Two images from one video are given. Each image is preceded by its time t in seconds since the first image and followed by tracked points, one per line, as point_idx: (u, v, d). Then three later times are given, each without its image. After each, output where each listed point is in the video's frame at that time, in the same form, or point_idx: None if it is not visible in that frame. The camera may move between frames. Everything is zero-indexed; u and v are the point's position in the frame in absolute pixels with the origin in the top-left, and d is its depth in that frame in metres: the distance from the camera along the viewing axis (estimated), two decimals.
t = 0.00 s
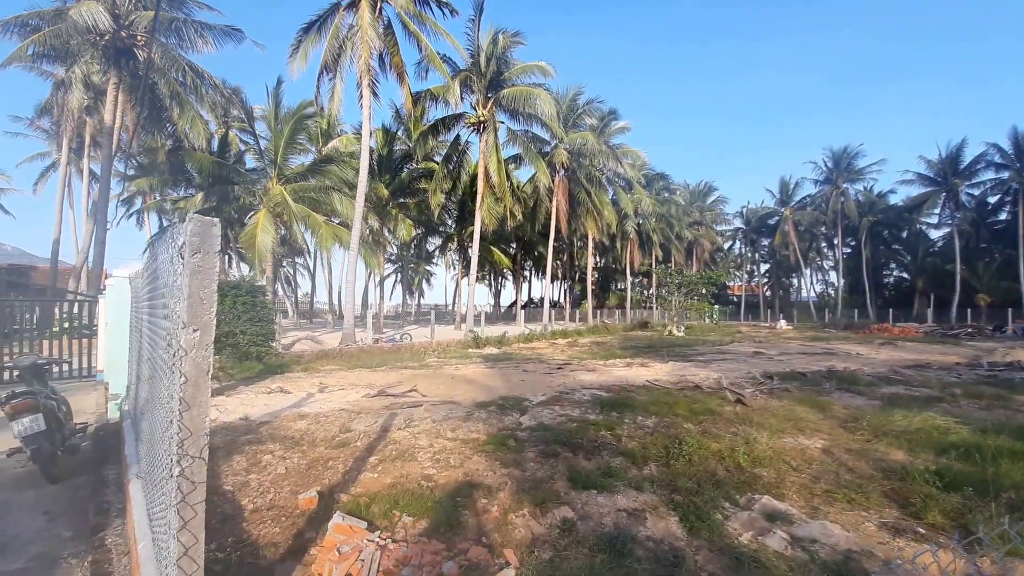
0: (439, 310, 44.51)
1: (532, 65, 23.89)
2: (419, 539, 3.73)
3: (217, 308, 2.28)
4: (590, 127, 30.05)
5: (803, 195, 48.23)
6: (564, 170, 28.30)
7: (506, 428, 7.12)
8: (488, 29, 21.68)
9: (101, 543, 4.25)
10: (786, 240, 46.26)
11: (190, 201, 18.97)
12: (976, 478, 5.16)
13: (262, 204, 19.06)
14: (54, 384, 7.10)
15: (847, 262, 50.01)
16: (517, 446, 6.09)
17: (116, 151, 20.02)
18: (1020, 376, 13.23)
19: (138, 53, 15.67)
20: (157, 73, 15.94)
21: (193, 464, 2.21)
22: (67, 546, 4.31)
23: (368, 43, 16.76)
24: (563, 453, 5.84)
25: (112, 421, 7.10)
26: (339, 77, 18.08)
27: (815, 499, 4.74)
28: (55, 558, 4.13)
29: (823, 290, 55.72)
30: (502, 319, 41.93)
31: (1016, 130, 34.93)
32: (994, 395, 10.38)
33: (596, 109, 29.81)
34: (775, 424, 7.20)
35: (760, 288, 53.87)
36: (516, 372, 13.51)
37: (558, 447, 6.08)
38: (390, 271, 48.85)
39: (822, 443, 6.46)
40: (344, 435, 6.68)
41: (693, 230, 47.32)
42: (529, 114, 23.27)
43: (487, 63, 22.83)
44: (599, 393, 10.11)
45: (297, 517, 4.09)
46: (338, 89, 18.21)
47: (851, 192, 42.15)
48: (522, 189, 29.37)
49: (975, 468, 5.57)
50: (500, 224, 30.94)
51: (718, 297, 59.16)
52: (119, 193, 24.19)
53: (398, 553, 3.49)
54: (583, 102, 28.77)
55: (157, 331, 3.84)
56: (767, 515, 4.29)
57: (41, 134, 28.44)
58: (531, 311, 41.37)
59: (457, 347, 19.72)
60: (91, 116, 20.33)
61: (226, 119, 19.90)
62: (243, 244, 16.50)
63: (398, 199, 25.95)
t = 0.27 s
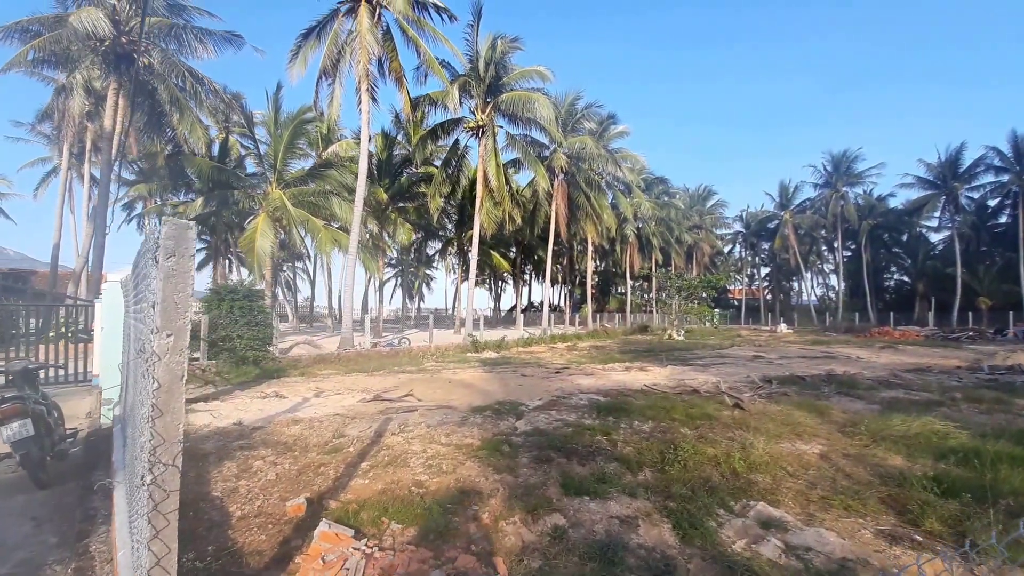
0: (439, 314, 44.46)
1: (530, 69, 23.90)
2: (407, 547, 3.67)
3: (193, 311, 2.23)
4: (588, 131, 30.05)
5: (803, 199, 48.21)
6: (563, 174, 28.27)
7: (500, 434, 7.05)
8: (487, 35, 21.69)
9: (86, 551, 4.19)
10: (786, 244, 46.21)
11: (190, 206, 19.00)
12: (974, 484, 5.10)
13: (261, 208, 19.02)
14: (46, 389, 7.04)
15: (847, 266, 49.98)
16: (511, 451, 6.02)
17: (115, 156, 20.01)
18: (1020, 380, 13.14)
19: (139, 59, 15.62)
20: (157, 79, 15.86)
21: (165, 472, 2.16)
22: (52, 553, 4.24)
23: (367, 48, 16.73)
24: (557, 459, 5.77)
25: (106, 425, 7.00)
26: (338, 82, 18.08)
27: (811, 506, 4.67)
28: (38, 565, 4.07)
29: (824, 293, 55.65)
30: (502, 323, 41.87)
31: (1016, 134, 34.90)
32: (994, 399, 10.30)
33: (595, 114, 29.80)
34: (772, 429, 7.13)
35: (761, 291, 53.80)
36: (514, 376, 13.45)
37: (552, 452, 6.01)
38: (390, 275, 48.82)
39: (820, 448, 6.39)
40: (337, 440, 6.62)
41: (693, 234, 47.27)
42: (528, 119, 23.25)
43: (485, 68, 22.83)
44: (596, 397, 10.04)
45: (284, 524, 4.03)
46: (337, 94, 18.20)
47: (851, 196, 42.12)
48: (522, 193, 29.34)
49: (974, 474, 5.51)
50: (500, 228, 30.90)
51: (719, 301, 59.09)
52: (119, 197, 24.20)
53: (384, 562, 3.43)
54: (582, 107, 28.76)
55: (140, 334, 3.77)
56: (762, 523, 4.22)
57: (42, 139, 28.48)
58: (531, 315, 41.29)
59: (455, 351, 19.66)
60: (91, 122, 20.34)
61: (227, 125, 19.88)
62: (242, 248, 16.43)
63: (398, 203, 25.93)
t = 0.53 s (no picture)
0: (439, 319, 44.37)
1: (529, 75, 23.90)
2: (391, 554, 3.61)
3: (163, 313, 2.23)
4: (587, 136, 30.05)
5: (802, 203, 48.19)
6: (563, 179, 28.25)
7: (494, 438, 6.99)
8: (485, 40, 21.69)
9: (69, 556, 4.15)
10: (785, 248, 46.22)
11: (190, 210, 19.04)
12: (970, 489, 5.04)
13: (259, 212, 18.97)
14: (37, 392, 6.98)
15: (847, 270, 49.93)
16: (503, 456, 5.95)
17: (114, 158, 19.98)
18: (1020, 384, 13.06)
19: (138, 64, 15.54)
20: (157, 84, 15.80)
21: (133, 476, 2.17)
22: (34, 556, 4.18)
23: (365, 54, 16.70)
24: (550, 464, 5.70)
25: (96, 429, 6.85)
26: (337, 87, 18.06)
27: (804, 511, 4.62)
28: (19, 570, 4.01)
29: (824, 298, 55.56)
30: (501, 328, 41.76)
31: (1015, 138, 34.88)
32: (993, 403, 10.23)
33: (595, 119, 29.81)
34: (767, 433, 7.08)
35: (761, 296, 53.71)
36: (511, 381, 13.38)
37: (545, 457, 5.94)
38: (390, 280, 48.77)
39: (815, 452, 6.35)
40: (329, 445, 6.55)
41: (692, 239, 47.22)
42: (527, 124, 23.23)
43: (484, 73, 22.84)
44: (593, 402, 9.98)
45: (269, 530, 3.97)
46: (336, 98, 18.19)
47: (850, 200, 42.10)
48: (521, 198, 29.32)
49: (969, 479, 5.45)
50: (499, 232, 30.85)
51: (719, 305, 59.00)
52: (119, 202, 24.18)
53: (365, 568, 3.38)
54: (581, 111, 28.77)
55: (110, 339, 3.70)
56: (753, 529, 4.17)
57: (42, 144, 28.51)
58: (530, 319, 41.21)
59: (453, 355, 19.59)
60: (91, 126, 20.34)
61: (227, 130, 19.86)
62: (241, 252, 16.32)
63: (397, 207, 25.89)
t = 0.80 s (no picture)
0: (431, 322, 44.18)
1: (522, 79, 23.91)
2: (370, 563, 3.58)
3: (125, 318, 2.25)
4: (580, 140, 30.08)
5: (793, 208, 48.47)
6: (555, 182, 28.22)
7: (482, 443, 6.92)
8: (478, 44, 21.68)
9: (42, 565, 4.06)
10: (776, 252, 46.46)
11: (179, 212, 18.90)
12: (952, 492, 5.06)
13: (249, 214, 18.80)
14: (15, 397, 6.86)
15: (836, 274, 50.24)
16: (490, 461, 5.89)
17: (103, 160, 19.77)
18: (1005, 386, 13.13)
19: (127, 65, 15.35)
20: (146, 86, 15.47)
21: (94, 485, 2.19)
22: (6, 565, 4.10)
23: (357, 57, 16.59)
24: (536, 468, 5.64)
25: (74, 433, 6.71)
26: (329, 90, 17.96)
27: (788, 515, 4.66)
28: None
29: (815, 301, 55.84)
30: (495, 331, 41.65)
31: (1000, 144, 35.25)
32: (979, 405, 10.27)
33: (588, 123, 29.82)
34: (753, 436, 7.08)
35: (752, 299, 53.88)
36: (501, 384, 13.30)
37: (532, 461, 5.88)
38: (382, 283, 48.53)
39: (801, 454, 6.42)
40: (314, 450, 6.47)
41: (685, 243, 47.34)
42: (519, 128, 23.20)
43: (477, 77, 22.79)
44: (584, 405, 9.92)
45: (245, 539, 3.94)
46: (328, 101, 18.09)
47: (840, 205, 42.39)
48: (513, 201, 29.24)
49: (953, 482, 5.47)
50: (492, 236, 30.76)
51: (711, 308, 59.16)
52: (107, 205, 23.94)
53: None
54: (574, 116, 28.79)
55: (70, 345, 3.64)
56: (736, 533, 4.21)
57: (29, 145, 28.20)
58: (523, 323, 41.14)
59: (445, 359, 19.49)
60: (78, 127, 20.12)
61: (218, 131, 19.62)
62: (230, 254, 16.16)
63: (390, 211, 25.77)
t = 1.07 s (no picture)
0: (413, 326, 43.94)
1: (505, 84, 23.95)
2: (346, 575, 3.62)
3: (84, 327, 2.26)
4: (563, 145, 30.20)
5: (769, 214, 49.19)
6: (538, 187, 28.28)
7: (462, 448, 6.88)
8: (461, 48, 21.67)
9: None
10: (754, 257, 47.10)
11: (152, 212, 18.59)
12: (917, 493, 5.26)
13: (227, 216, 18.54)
14: None
15: (811, 278, 51.04)
16: (469, 467, 5.86)
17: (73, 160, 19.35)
18: (971, 389, 13.48)
19: (99, 62, 15.03)
20: (118, 83, 15.06)
21: (53, 500, 2.21)
22: None
23: (338, 59, 16.46)
24: (516, 474, 5.63)
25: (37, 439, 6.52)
26: (310, 90, 17.83)
27: (760, 516, 4.92)
28: None
29: (791, 305, 56.65)
30: (478, 335, 41.57)
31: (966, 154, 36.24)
32: (944, 406, 10.54)
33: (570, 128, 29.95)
34: (729, 439, 7.25)
35: (731, 303, 54.44)
36: (482, 389, 13.25)
37: (512, 467, 5.86)
38: (364, 287, 48.14)
39: (774, 458, 6.68)
40: (291, 458, 6.38)
41: (665, 247, 47.72)
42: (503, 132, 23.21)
43: (460, 81, 22.76)
44: (564, 410, 9.93)
45: (214, 553, 3.95)
46: (309, 101, 17.95)
47: (814, 212, 43.09)
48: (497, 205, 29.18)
49: (918, 483, 5.67)
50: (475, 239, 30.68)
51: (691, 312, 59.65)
52: (77, 205, 23.39)
53: None
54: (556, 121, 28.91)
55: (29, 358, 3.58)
56: (711, 535, 4.41)
57: None
58: (506, 326, 41.13)
59: (426, 363, 19.38)
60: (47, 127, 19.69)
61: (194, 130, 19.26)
62: (205, 257, 15.91)
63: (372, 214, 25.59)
